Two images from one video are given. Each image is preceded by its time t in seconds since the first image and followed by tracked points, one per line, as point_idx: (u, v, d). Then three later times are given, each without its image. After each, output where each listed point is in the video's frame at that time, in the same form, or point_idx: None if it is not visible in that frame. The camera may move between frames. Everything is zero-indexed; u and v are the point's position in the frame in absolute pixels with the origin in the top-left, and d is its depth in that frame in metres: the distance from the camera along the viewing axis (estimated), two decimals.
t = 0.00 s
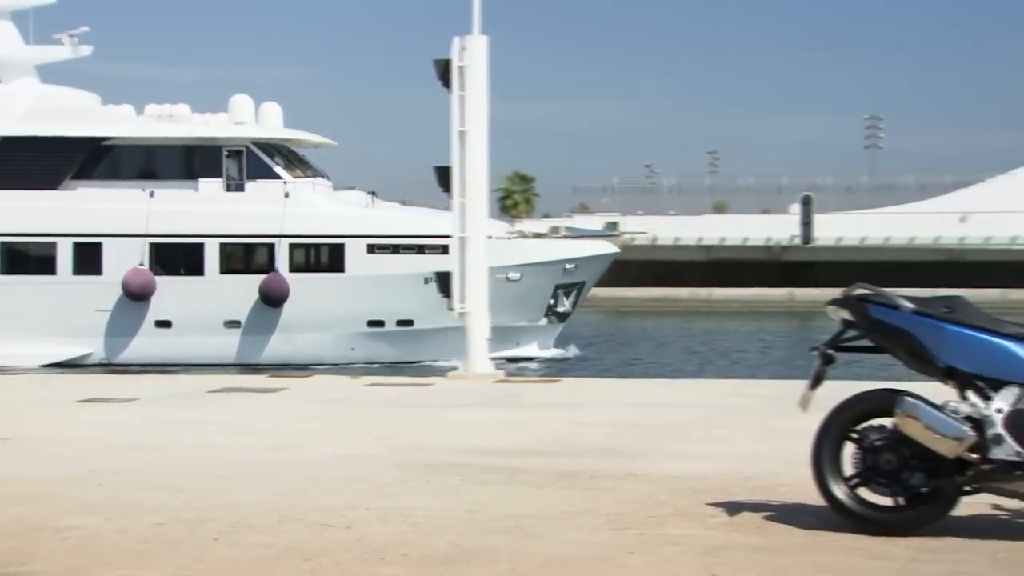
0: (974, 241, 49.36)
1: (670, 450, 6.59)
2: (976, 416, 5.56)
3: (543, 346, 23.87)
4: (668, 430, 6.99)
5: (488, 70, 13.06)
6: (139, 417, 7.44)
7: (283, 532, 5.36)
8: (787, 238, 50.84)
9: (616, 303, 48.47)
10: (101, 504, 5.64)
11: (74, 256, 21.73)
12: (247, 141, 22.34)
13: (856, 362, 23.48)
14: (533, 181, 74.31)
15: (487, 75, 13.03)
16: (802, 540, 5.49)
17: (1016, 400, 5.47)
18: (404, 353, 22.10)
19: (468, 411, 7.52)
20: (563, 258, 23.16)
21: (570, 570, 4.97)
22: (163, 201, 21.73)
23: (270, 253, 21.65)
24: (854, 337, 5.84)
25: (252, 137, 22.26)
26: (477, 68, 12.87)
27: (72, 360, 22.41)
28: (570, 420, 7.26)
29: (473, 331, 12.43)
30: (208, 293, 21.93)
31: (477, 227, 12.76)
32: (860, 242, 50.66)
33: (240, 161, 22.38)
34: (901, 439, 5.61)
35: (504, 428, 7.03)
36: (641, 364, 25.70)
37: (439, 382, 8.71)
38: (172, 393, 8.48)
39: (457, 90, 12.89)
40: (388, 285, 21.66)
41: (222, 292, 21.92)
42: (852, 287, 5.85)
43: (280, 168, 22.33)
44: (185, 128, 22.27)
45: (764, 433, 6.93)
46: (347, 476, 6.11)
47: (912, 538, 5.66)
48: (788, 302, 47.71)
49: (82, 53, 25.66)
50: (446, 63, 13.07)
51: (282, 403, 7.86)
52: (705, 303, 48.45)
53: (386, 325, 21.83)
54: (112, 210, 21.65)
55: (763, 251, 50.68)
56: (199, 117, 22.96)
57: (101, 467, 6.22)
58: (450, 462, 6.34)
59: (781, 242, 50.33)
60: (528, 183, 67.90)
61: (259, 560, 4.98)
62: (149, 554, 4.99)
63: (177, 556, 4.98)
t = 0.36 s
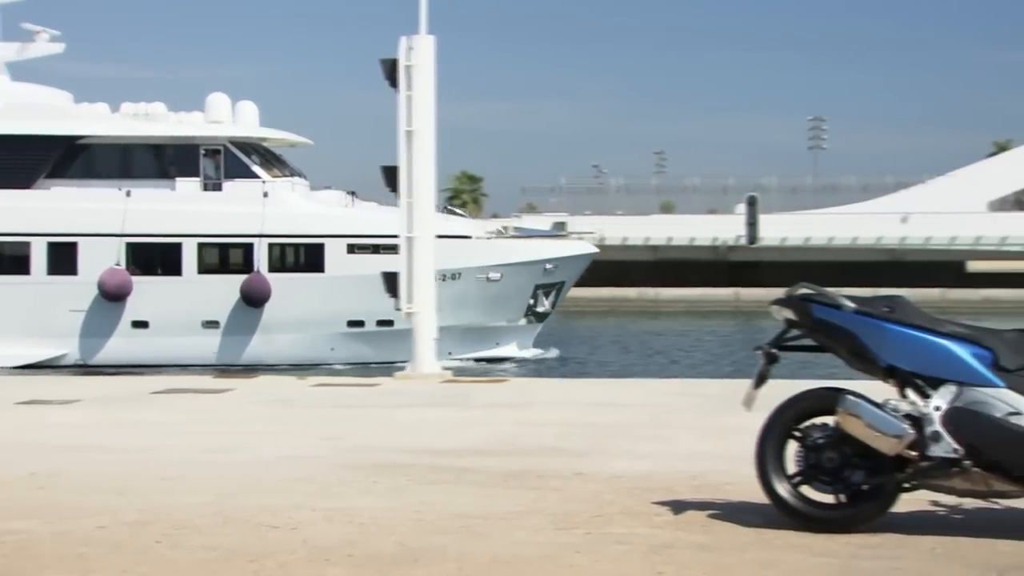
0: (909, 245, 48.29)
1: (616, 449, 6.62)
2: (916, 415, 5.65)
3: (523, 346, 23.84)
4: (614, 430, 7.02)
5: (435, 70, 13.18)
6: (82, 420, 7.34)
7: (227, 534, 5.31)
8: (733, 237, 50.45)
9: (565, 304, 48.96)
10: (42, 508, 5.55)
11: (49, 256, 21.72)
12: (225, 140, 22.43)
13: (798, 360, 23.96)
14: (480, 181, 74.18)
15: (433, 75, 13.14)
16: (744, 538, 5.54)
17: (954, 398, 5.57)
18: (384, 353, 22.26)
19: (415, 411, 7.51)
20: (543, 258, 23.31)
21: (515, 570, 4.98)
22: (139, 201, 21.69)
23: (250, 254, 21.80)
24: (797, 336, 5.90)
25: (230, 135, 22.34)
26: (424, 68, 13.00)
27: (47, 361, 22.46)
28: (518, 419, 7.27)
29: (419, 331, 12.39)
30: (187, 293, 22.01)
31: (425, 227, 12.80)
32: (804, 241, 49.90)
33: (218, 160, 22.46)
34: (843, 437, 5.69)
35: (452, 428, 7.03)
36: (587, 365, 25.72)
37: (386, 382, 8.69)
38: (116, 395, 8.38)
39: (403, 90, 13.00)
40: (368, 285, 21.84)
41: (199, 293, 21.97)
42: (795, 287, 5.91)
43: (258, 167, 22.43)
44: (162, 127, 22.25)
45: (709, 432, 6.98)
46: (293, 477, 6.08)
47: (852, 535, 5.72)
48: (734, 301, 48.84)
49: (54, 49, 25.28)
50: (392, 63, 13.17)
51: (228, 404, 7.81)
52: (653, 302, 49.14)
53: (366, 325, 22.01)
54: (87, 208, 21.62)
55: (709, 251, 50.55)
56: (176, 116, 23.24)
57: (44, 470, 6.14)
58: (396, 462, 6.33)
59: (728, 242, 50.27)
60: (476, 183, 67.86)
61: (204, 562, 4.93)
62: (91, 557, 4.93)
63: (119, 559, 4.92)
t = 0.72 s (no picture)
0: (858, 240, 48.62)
1: (564, 449, 6.64)
2: (857, 413, 5.72)
3: (502, 346, 23.82)
4: (562, 429, 7.05)
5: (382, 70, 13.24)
6: (23, 423, 7.21)
7: (170, 537, 5.25)
8: (680, 237, 50.20)
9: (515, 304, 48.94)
10: None
11: (24, 256, 21.43)
12: (202, 139, 22.16)
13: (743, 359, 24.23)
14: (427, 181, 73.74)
15: (381, 75, 13.21)
16: (689, 536, 5.59)
17: (894, 396, 5.64)
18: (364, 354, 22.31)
19: (363, 411, 7.50)
20: (523, 258, 23.33)
21: (461, 570, 4.97)
22: (115, 200, 21.42)
23: (229, 254, 21.61)
24: (741, 335, 5.96)
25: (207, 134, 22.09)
26: (371, 68, 13.08)
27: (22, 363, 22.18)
28: (467, 419, 7.28)
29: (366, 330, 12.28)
30: (165, 294, 21.85)
31: (372, 226, 12.75)
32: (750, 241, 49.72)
33: (196, 159, 22.18)
34: (786, 436, 5.75)
35: (400, 428, 7.02)
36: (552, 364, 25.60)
37: (333, 382, 8.65)
38: (57, 397, 8.24)
39: (350, 89, 13.05)
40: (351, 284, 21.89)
41: (178, 293, 21.84)
42: (740, 286, 5.97)
43: (236, 166, 22.22)
44: (139, 126, 22.02)
45: (656, 430, 7.03)
46: (238, 479, 6.03)
47: (794, 532, 5.79)
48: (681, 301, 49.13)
49: (26, 46, 24.94)
50: (340, 62, 13.20)
51: (173, 406, 7.72)
52: (601, 302, 49.35)
53: (347, 326, 22.06)
54: (63, 208, 21.36)
55: (656, 250, 50.16)
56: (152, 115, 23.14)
57: None
58: (343, 463, 6.31)
59: (674, 242, 49.86)
60: (423, 183, 67.49)
61: (146, 565, 4.87)
62: (30, 562, 4.84)
63: (58, 563, 4.84)
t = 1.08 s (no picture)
0: (803, 241, 47.99)
1: (512, 448, 6.65)
2: (800, 411, 5.78)
3: (482, 346, 23.73)
4: (510, 429, 7.06)
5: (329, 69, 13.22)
6: None
7: (111, 540, 5.18)
8: (628, 236, 49.64)
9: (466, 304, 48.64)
10: None
11: None
12: (179, 137, 22.05)
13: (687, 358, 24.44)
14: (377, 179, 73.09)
15: (327, 74, 13.17)
16: (633, 535, 5.62)
17: (836, 394, 5.71)
18: (344, 355, 22.37)
19: (310, 411, 7.46)
20: (504, 258, 23.31)
21: (407, 570, 4.96)
22: (93, 199, 21.24)
23: (209, 254, 21.37)
24: (687, 334, 6.00)
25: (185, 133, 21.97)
26: (318, 68, 13.04)
27: None
28: (416, 420, 7.27)
29: (314, 329, 12.29)
30: (143, 294, 21.60)
31: (319, 227, 12.78)
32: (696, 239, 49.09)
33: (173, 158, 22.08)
34: (731, 434, 5.80)
35: (348, 428, 7.00)
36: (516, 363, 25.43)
37: (278, 383, 8.61)
38: None
39: (297, 88, 13.00)
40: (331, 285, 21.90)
41: (157, 293, 21.60)
42: (686, 286, 6.01)
43: (215, 166, 22.04)
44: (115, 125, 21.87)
45: (602, 430, 7.06)
46: (182, 481, 5.97)
47: (738, 530, 5.84)
48: (629, 301, 49.38)
49: None
50: (286, 60, 13.15)
51: (116, 408, 7.62)
52: (551, 301, 49.33)
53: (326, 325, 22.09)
54: (40, 208, 21.09)
55: (605, 250, 49.58)
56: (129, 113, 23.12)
57: None
58: (290, 464, 6.27)
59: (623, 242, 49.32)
60: (373, 182, 66.96)
61: (87, 569, 4.80)
62: None
63: None
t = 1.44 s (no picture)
0: (750, 241, 47.40)
1: (461, 448, 6.65)
2: (746, 410, 5.82)
3: (462, 346, 23.75)
4: (459, 428, 7.06)
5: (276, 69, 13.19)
6: None
7: (52, 544, 5.09)
8: (576, 236, 49.19)
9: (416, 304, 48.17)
10: None
11: None
12: (158, 137, 21.88)
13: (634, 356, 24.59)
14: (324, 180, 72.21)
15: (274, 74, 13.18)
16: (580, 533, 5.64)
17: (781, 393, 5.77)
18: (326, 356, 22.20)
19: (257, 413, 7.40)
20: (486, 258, 23.25)
21: (353, 571, 4.94)
22: (70, 198, 20.91)
23: (189, 254, 21.10)
24: (635, 334, 6.03)
25: (164, 132, 21.80)
26: (264, 69, 13.01)
27: None
28: (365, 420, 7.23)
29: (261, 329, 12.24)
30: (122, 294, 21.32)
31: (267, 226, 12.76)
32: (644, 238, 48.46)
33: (152, 158, 21.89)
34: (678, 433, 5.84)
35: (296, 430, 6.96)
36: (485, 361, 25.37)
37: (223, 385, 8.53)
38: None
39: (243, 87, 12.95)
40: (314, 284, 21.59)
41: (136, 293, 21.34)
42: (633, 286, 6.03)
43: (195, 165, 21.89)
44: (92, 123, 21.64)
45: (551, 429, 7.07)
46: (126, 485, 5.90)
47: (684, 528, 5.88)
48: (579, 300, 49.73)
49: None
50: (232, 59, 13.09)
51: (58, 410, 7.50)
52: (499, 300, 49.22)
53: (308, 326, 21.83)
54: (17, 207, 20.74)
55: (553, 250, 48.65)
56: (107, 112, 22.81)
57: None
58: (236, 466, 6.22)
59: (572, 242, 48.51)
60: (319, 182, 66.15)
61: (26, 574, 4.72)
62: None
63: None
